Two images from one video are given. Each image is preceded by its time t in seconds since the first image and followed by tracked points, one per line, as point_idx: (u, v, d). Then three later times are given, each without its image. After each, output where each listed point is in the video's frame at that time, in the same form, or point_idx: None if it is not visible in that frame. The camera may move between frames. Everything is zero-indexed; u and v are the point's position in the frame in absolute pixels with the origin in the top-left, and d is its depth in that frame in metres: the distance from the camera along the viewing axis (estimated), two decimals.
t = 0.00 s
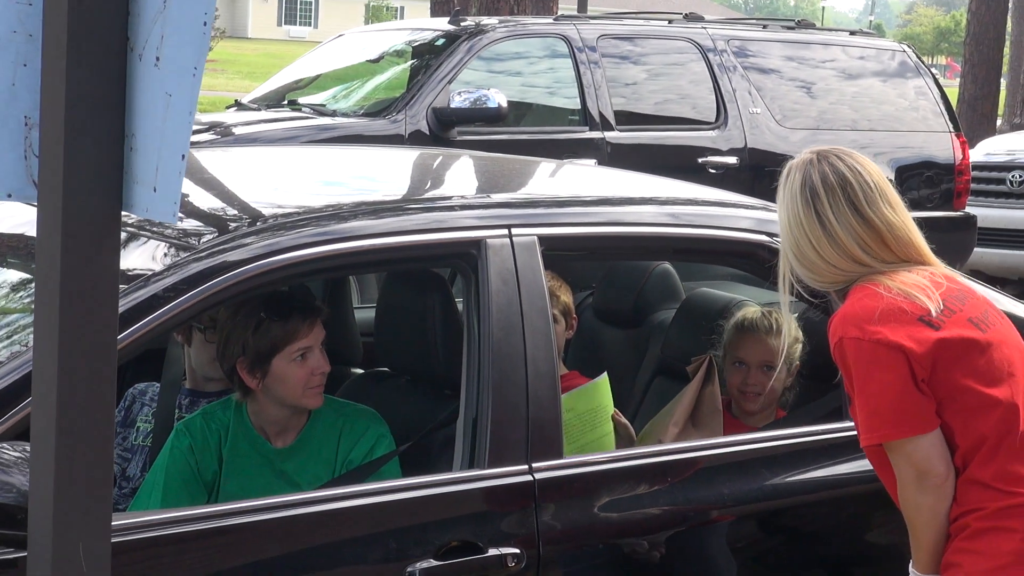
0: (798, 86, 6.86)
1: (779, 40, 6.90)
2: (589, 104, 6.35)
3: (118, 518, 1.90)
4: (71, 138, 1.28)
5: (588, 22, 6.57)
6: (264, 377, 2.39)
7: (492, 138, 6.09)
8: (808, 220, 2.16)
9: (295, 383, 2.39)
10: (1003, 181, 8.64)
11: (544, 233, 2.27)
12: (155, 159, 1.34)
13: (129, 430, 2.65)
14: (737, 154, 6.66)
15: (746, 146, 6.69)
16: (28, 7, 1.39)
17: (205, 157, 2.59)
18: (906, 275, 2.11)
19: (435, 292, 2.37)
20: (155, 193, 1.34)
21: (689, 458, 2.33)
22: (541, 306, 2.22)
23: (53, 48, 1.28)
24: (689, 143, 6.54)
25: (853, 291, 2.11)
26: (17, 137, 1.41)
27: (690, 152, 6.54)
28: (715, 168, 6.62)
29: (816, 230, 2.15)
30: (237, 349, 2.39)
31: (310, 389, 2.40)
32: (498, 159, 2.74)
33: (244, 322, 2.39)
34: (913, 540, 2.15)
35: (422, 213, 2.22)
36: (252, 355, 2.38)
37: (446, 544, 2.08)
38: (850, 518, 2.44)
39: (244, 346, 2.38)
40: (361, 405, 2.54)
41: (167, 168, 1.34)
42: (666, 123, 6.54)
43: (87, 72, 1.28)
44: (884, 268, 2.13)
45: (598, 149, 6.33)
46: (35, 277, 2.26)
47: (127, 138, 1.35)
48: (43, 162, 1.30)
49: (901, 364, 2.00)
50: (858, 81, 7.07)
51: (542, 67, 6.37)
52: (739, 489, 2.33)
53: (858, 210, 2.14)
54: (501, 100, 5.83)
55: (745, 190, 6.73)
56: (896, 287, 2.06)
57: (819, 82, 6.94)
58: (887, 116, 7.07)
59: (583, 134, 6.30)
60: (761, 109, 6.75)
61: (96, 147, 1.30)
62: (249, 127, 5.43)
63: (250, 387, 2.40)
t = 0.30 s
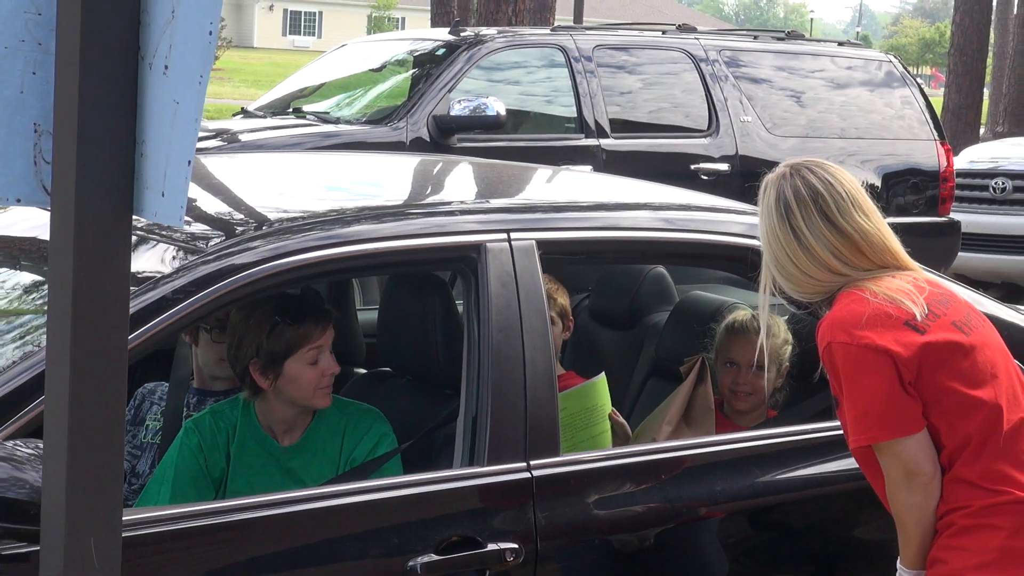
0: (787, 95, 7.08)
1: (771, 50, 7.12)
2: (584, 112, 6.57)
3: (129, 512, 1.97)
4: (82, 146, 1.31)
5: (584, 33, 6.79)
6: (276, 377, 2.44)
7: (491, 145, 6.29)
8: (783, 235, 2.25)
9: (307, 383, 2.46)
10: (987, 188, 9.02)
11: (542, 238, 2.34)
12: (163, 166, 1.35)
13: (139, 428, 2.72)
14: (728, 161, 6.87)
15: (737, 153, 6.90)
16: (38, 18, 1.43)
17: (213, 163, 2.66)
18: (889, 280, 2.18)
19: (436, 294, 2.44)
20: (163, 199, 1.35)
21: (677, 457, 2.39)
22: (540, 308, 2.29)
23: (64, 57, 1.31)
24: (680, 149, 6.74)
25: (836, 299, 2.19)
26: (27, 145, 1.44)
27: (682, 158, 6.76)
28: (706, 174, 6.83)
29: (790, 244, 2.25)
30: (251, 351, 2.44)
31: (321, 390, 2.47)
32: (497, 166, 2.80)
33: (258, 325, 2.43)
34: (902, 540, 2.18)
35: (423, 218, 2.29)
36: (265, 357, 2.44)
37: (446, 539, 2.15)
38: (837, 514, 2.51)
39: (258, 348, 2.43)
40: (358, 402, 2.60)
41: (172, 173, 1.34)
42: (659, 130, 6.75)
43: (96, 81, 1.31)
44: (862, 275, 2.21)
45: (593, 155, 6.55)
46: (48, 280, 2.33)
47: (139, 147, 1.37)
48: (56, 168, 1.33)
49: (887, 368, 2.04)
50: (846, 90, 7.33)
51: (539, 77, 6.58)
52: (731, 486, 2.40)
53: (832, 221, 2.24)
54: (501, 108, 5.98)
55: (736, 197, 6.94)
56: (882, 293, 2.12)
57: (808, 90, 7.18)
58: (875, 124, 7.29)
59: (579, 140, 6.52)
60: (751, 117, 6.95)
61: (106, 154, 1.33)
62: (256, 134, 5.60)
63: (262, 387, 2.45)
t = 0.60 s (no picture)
0: (778, 103, 7.31)
1: (763, 59, 7.38)
2: (581, 118, 6.77)
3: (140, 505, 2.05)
4: (95, 151, 1.36)
5: (582, 41, 7.03)
6: (304, 383, 2.51)
7: (491, 151, 6.45)
8: (774, 237, 2.33)
9: (332, 391, 2.54)
10: (971, 193, 9.39)
11: (540, 240, 2.41)
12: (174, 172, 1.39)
13: (149, 424, 2.78)
14: (720, 165, 7.09)
15: (729, 158, 7.11)
16: (47, 24, 1.44)
17: (221, 167, 2.74)
18: (879, 280, 2.25)
19: (437, 294, 2.52)
20: (175, 200, 1.40)
21: (669, 453, 2.47)
22: (537, 308, 2.37)
23: (78, 65, 1.36)
24: (672, 155, 6.96)
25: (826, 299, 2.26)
26: (37, 148, 1.46)
27: (675, 163, 6.97)
28: (699, 179, 7.06)
29: (781, 246, 2.32)
30: (281, 355, 2.51)
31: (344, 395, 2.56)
32: (496, 170, 2.87)
33: (293, 332, 2.50)
34: (889, 534, 2.24)
35: (425, 220, 2.37)
36: (295, 364, 2.51)
37: (446, 532, 2.22)
38: (826, 509, 2.59)
39: (288, 354, 2.50)
40: (364, 399, 2.68)
41: (182, 179, 1.38)
42: (654, 137, 6.97)
43: (109, 89, 1.36)
44: (851, 276, 2.28)
45: (590, 160, 6.74)
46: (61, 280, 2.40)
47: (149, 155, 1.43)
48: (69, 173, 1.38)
49: (876, 365, 2.10)
50: (835, 98, 7.59)
51: (538, 84, 6.80)
52: (723, 481, 2.48)
53: (821, 223, 2.31)
54: (500, 114, 6.18)
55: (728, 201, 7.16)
56: (872, 292, 2.18)
57: (797, 98, 7.40)
58: (863, 130, 7.58)
59: (575, 146, 6.70)
60: (743, 124, 7.16)
61: (119, 160, 1.39)
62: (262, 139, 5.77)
63: (287, 391, 2.52)
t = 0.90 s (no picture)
0: (769, 106, 7.50)
1: (754, 64, 7.56)
2: (576, 122, 6.98)
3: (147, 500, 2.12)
4: (104, 152, 1.41)
5: (577, 48, 7.23)
6: (327, 393, 2.55)
7: (488, 153, 6.70)
8: (766, 235, 2.39)
9: (353, 400, 2.58)
10: (955, 195, 9.60)
11: (537, 240, 2.48)
12: (172, 172, 1.45)
13: (156, 420, 2.80)
14: (712, 169, 7.27)
15: (721, 161, 7.28)
16: (56, 31, 1.49)
17: (227, 170, 2.80)
18: (868, 278, 2.31)
19: (436, 294, 2.61)
20: (172, 202, 1.44)
21: (664, 447, 2.54)
22: (534, 306, 2.43)
23: (87, 75, 1.40)
24: (664, 158, 7.15)
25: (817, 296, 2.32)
26: (45, 152, 1.51)
27: (668, 166, 7.17)
28: (692, 181, 7.24)
29: (775, 244, 2.39)
30: (306, 366, 2.55)
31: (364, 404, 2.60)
32: (490, 172, 2.92)
33: (319, 343, 2.54)
34: (876, 526, 2.30)
35: (425, 221, 2.43)
36: (319, 374, 2.55)
37: (446, 525, 2.28)
38: (815, 502, 2.65)
39: (313, 364, 2.54)
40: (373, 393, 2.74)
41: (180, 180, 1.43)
42: (647, 140, 7.14)
43: (116, 92, 1.41)
44: (842, 274, 2.34)
45: (585, 163, 6.96)
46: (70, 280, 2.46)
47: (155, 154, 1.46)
48: (79, 175, 1.43)
49: (865, 360, 2.17)
50: (825, 102, 7.76)
51: (536, 89, 7.02)
52: (715, 475, 2.55)
53: (812, 223, 2.38)
54: (498, 117, 6.46)
55: (719, 202, 7.35)
56: (861, 290, 2.25)
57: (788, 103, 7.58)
58: (852, 135, 7.74)
59: (570, 149, 6.93)
60: (734, 127, 7.35)
61: (126, 165, 1.43)
62: (267, 143, 5.96)
63: (310, 399, 2.56)
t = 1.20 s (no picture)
0: (761, 109, 7.69)
1: (745, 68, 7.71)
2: (573, 125, 7.17)
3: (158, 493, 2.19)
4: (111, 154, 1.49)
5: (575, 53, 7.41)
6: (343, 397, 2.62)
7: (488, 155, 6.87)
8: (756, 235, 2.46)
9: (367, 404, 2.65)
10: (942, 194, 9.81)
11: (535, 239, 2.55)
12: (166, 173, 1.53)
13: (165, 415, 2.91)
14: (705, 169, 7.43)
15: (714, 162, 7.47)
16: (66, 37, 1.59)
17: (235, 173, 2.86)
18: (855, 275, 2.38)
19: (436, 292, 2.67)
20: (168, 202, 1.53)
21: (660, 441, 2.61)
22: (531, 304, 2.51)
23: (98, 82, 1.48)
24: (659, 160, 7.32)
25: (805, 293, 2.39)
26: (56, 154, 1.60)
27: (662, 167, 7.34)
28: (684, 182, 7.37)
29: (765, 244, 2.46)
30: (325, 371, 2.61)
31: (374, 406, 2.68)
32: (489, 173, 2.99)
33: (337, 349, 2.60)
34: (863, 516, 2.38)
35: (426, 221, 2.51)
36: (337, 379, 2.61)
37: (447, 516, 2.35)
38: (806, 493, 2.73)
39: (331, 370, 2.61)
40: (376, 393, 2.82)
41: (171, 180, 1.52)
42: (643, 142, 7.32)
43: (121, 96, 1.48)
44: (828, 272, 2.42)
45: (581, 165, 7.15)
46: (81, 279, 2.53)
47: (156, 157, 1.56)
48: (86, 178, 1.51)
49: (851, 354, 2.24)
50: (815, 105, 7.96)
51: (533, 95, 7.18)
52: (708, 468, 2.62)
53: (801, 222, 2.45)
54: (496, 121, 6.54)
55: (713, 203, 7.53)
56: (848, 286, 2.33)
57: (779, 106, 7.79)
58: (839, 136, 8.00)
59: (567, 152, 7.10)
60: (726, 130, 7.51)
61: (133, 166, 1.50)
62: (273, 146, 6.11)
63: (326, 403, 2.62)
